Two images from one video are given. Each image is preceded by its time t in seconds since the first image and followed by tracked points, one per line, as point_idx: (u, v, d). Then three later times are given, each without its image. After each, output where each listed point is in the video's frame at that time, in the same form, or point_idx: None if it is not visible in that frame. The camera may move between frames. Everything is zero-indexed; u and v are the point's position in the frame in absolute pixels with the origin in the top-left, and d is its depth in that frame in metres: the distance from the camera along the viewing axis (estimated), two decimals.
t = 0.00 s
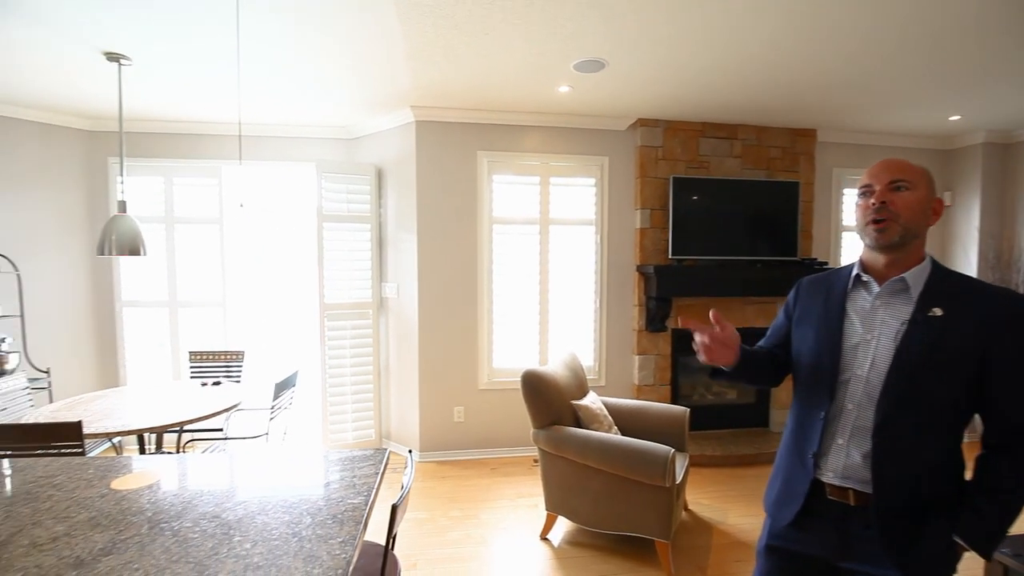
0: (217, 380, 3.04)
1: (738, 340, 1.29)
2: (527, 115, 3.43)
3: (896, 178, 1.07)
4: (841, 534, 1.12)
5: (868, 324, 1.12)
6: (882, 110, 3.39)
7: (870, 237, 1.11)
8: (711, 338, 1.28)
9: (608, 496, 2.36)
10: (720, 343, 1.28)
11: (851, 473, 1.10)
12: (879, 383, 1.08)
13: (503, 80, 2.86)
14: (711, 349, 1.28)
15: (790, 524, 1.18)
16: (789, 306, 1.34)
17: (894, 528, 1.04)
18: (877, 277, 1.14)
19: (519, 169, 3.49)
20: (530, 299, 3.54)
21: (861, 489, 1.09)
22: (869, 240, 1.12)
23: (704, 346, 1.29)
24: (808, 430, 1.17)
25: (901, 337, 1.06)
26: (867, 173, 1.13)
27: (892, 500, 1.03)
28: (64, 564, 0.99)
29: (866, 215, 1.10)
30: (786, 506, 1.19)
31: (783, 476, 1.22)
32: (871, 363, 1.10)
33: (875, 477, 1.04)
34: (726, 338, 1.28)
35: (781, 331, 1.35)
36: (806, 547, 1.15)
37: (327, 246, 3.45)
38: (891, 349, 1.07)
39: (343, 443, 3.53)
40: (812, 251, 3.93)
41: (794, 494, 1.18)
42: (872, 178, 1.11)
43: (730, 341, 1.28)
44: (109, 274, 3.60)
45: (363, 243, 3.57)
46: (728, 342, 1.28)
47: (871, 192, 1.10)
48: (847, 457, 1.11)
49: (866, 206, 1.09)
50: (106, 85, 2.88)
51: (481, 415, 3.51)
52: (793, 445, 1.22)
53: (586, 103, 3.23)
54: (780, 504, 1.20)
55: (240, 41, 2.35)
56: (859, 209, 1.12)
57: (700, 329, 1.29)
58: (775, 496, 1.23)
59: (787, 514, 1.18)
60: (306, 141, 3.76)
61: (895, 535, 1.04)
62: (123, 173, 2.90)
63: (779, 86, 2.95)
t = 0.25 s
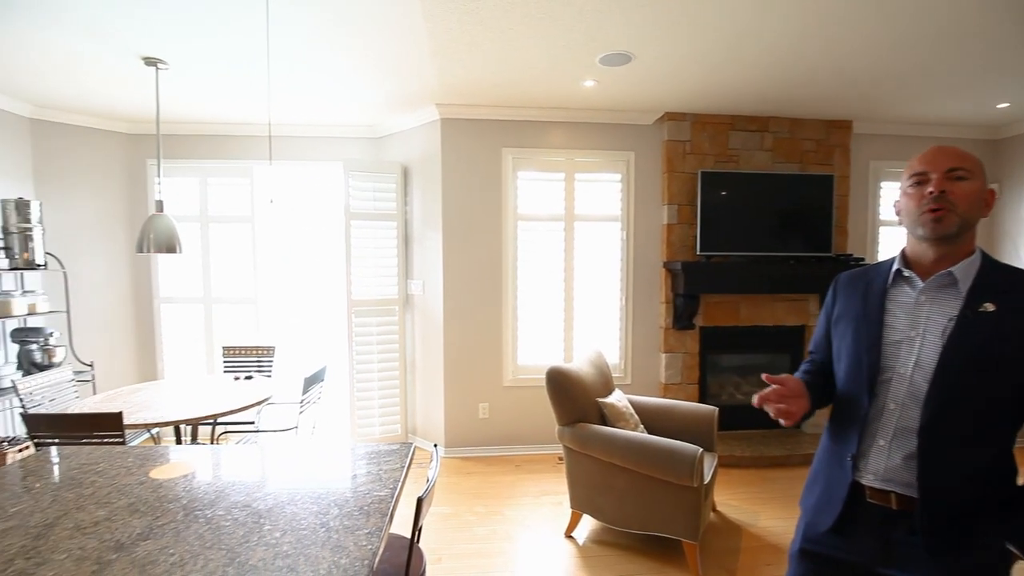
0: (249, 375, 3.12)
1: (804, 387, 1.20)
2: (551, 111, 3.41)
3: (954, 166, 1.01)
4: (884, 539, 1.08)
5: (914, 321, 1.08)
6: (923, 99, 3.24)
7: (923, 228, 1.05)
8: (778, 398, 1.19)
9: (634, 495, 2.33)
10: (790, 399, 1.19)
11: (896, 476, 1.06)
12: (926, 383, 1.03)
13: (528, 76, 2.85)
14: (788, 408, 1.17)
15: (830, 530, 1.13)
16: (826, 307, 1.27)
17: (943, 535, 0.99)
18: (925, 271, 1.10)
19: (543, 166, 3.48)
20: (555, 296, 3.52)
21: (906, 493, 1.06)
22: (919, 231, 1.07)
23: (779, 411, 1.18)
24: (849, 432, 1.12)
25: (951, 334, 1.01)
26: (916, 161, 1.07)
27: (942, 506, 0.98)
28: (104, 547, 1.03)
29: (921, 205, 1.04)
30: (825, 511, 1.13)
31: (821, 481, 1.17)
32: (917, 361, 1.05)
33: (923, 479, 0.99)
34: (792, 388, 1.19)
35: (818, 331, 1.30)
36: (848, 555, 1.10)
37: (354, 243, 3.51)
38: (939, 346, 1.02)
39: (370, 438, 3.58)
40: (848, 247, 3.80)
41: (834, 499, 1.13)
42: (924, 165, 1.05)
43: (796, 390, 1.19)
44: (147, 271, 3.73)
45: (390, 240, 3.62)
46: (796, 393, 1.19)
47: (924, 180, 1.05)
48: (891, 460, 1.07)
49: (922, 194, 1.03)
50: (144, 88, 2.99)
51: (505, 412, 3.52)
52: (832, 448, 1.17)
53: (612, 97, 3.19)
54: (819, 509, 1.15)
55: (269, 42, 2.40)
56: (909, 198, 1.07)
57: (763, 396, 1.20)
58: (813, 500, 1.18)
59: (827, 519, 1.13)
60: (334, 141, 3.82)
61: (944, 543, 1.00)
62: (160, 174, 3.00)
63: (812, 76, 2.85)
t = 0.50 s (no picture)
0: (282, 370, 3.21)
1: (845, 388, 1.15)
2: (578, 106, 3.38)
3: (1015, 154, 0.96)
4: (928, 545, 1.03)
5: (963, 317, 1.03)
6: (972, 86, 3.08)
7: (982, 219, 0.99)
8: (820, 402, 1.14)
9: (663, 495, 2.29)
10: (832, 401, 1.14)
11: (942, 478, 1.01)
12: (976, 382, 0.98)
13: (554, 71, 2.83)
14: (831, 413, 1.13)
15: (868, 532, 1.09)
16: (867, 301, 1.22)
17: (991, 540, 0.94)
18: (980, 264, 1.05)
19: (570, 162, 3.45)
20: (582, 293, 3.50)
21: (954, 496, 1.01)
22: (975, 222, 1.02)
23: (821, 416, 1.13)
24: (889, 431, 1.08)
25: (1003, 330, 0.96)
26: (970, 148, 1.02)
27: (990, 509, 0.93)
28: (145, 530, 1.07)
29: (979, 195, 0.98)
30: (864, 513, 1.10)
31: (860, 481, 1.13)
32: (966, 359, 1.00)
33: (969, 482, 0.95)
34: (834, 391, 1.14)
35: (859, 327, 1.25)
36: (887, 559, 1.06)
37: (383, 241, 3.56)
38: (990, 344, 0.98)
39: (399, 433, 3.63)
40: (889, 242, 3.65)
41: (874, 501, 1.09)
42: (980, 153, 1.00)
43: (838, 391, 1.14)
44: (186, 269, 3.87)
45: (417, 238, 3.65)
46: (838, 395, 1.14)
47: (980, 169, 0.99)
48: (936, 461, 1.02)
49: (981, 184, 0.98)
50: (183, 93, 3.09)
51: (532, 409, 3.51)
52: (872, 448, 1.13)
53: (640, 91, 3.15)
54: (857, 511, 1.12)
55: (300, 44, 2.45)
56: (964, 187, 1.01)
57: (804, 400, 1.15)
58: (852, 502, 1.14)
59: (865, 521, 1.09)
60: (363, 140, 3.88)
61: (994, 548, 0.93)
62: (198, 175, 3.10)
63: (851, 64, 2.74)
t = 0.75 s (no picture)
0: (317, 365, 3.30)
1: (871, 378, 1.13)
2: (608, 102, 3.35)
3: None
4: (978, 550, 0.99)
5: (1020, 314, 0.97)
6: None
7: None
8: (840, 387, 1.13)
9: (695, 495, 2.25)
10: (854, 388, 1.12)
11: (996, 481, 0.97)
12: None
13: (584, 67, 2.81)
14: (850, 399, 1.12)
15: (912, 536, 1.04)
16: (914, 295, 1.17)
17: None
18: None
19: (600, 158, 3.43)
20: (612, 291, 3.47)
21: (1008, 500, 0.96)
22: None
23: (840, 400, 1.13)
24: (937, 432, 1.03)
25: None
26: None
27: None
28: (191, 512, 1.12)
29: None
30: (909, 515, 1.05)
31: (904, 483, 1.08)
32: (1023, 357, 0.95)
33: None
34: (857, 377, 1.13)
35: (904, 322, 1.19)
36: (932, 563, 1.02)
37: (414, 239, 3.61)
38: None
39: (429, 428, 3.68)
40: (937, 238, 3.48)
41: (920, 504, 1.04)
42: None
43: (862, 379, 1.13)
44: (227, 267, 4.02)
45: (447, 236, 3.69)
46: (861, 383, 1.12)
47: None
48: (987, 463, 0.98)
49: None
50: (224, 97, 3.21)
51: (561, 407, 3.50)
52: (917, 448, 1.08)
53: (672, 85, 3.09)
54: (901, 513, 1.07)
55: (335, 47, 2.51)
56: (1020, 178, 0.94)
57: (823, 383, 1.14)
58: (895, 505, 1.09)
59: (910, 524, 1.05)
60: (394, 140, 3.94)
61: None
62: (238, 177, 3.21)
63: (895, 53, 2.63)
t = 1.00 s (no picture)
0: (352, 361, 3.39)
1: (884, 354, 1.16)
2: (640, 99, 3.32)
3: None
4: None
5: None
6: None
7: None
8: (849, 360, 1.18)
9: (728, 497, 2.21)
10: (861, 362, 1.17)
11: None
12: None
13: (615, 64, 2.79)
14: (853, 371, 1.18)
15: (958, 539, 1.01)
16: (963, 291, 1.13)
17: None
18: None
19: (632, 156, 3.40)
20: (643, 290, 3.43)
21: None
22: None
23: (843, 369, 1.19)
24: (986, 430, 1.00)
25: None
26: None
27: None
28: (237, 495, 1.18)
29: None
30: (955, 517, 1.02)
31: (951, 484, 1.05)
32: None
33: None
34: (867, 352, 1.17)
35: (953, 319, 1.16)
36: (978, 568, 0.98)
37: (446, 238, 3.67)
38: None
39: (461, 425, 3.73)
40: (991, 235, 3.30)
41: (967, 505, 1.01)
42: None
43: (872, 355, 1.16)
44: (269, 266, 4.17)
45: (479, 235, 3.73)
46: (871, 358, 1.16)
47: None
48: None
49: None
50: (266, 102, 3.33)
51: (592, 405, 3.49)
52: (966, 448, 1.04)
53: (707, 80, 3.04)
54: (947, 515, 1.04)
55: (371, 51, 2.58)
56: None
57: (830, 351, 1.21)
58: (942, 507, 1.06)
59: (957, 526, 1.02)
60: (428, 140, 4.01)
61: None
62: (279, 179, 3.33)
63: (943, 42, 2.52)
